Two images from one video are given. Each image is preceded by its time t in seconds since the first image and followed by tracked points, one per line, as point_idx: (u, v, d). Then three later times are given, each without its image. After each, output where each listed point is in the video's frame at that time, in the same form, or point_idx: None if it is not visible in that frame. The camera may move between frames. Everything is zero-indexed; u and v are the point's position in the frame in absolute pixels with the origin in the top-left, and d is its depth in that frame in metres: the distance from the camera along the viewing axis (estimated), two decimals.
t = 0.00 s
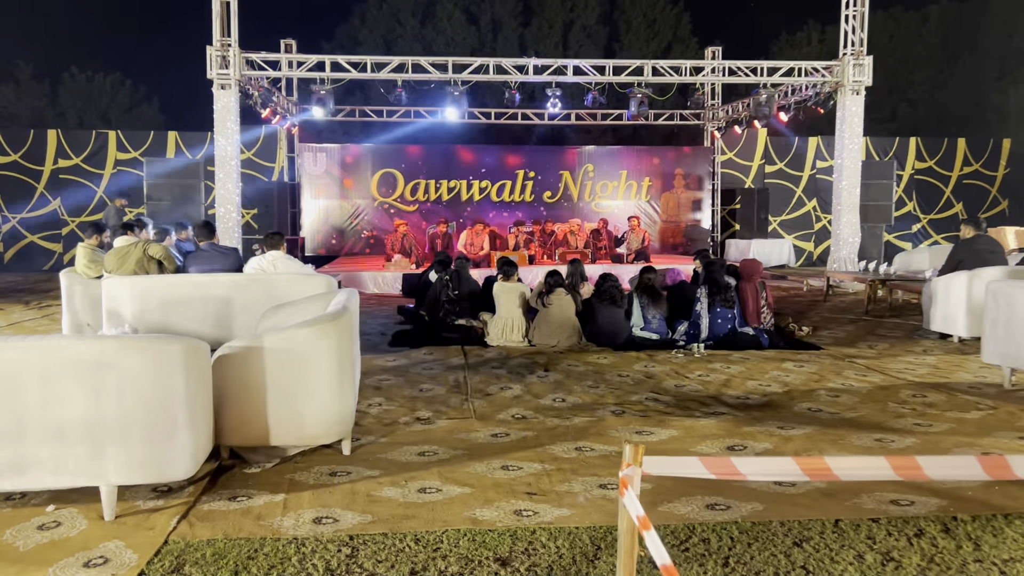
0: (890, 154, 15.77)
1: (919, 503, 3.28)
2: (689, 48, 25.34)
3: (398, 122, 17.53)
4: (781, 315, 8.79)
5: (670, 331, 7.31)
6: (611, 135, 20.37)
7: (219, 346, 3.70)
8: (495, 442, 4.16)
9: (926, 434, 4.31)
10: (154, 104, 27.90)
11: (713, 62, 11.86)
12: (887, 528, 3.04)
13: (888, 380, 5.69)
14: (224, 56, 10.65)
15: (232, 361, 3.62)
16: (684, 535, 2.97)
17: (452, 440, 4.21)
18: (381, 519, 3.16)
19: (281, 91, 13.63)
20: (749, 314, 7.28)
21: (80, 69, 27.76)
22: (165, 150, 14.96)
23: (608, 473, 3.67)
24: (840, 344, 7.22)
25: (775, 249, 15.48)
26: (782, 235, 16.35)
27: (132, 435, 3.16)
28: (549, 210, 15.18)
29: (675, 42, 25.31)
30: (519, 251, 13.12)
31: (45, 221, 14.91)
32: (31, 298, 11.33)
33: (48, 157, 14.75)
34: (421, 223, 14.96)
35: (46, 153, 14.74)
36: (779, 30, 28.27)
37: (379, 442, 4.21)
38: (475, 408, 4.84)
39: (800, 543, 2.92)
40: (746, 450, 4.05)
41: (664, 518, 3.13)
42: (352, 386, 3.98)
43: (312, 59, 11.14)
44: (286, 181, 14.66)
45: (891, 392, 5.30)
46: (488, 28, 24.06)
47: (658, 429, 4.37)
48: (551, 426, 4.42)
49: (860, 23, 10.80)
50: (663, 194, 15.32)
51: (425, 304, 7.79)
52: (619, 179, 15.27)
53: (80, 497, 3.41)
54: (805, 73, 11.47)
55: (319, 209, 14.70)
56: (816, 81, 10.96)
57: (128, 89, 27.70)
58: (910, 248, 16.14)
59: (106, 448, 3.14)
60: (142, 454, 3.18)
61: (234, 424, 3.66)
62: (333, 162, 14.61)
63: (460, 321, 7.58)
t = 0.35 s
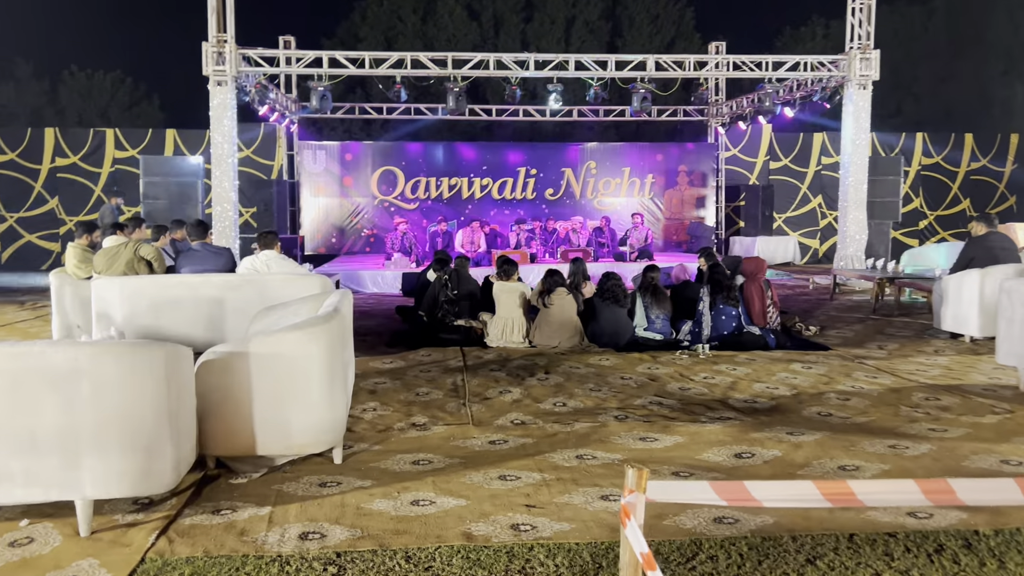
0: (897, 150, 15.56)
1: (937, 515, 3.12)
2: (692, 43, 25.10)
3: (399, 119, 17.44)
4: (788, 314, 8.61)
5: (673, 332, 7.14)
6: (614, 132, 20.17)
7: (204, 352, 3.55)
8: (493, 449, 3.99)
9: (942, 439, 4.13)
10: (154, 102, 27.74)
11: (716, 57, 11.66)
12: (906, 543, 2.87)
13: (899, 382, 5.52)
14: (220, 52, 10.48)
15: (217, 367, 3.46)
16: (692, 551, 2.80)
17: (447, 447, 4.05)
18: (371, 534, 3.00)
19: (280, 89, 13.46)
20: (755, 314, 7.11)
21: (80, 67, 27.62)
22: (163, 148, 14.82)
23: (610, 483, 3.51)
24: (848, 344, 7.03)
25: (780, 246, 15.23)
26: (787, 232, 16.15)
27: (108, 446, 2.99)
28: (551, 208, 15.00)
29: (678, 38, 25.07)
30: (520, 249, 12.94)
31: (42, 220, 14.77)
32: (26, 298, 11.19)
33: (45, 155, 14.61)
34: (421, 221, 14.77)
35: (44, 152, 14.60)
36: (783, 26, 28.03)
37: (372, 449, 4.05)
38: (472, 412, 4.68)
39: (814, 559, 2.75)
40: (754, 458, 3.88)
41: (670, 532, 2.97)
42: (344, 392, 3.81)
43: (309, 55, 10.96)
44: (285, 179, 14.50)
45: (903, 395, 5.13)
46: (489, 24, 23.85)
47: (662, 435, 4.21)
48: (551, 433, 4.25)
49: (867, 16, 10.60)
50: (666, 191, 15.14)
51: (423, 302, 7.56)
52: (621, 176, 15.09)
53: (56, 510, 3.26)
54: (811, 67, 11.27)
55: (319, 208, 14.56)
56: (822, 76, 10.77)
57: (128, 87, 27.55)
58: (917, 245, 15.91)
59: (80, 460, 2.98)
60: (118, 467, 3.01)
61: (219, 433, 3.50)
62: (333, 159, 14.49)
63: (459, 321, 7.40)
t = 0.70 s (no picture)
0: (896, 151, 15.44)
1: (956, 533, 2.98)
2: (689, 45, 25.03)
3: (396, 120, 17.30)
4: (789, 317, 8.47)
5: (675, 336, 7.09)
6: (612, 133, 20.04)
7: (188, 361, 3.40)
8: (491, 461, 3.85)
9: (956, 449, 3.99)
10: (150, 105, 27.60)
11: (716, 57, 11.54)
12: (924, 561, 2.73)
13: (907, 388, 5.38)
14: (213, 52, 10.33)
15: (203, 376, 3.32)
16: (702, 572, 2.66)
17: (443, 458, 3.90)
18: (362, 552, 2.85)
19: (275, 90, 13.31)
20: (758, 317, 6.92)
21: (75, 69, 27.47)
22: (157, 150, 14.67)
23: (612, 497, 3.37)
24: (854, 349, 6.89)
25: (779, 248, 15.04)
26: (787, 234, 16.02)
27: (86, 461, 2.84)
28: (549, 210, 14.86)
29: (675, 39, 24.99)
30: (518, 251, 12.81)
31: (35, 223, 14.60)
32: (17, 302, 11.02)
33: (38, 157, 14.45)
34: (418, 223, 14.62)
35: (36, 154, 14.44)
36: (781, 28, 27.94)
37: (365, 461, 3.90)
38: (469, 421, 4.53)
39: None
40: (761, 469, 3.74)
41: (678, 550, 2.82)
42: (335, 403, 3.67)
43: (304, 54, 10.81)
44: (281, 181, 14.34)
45: (912, 401, 4.99)
46: (486, 26, 23.74)
47: (666, 445, 4.07)
48: (550, 442, 4.11)
49: (869, 16, 10.51)
50: (665, 193, 15.02)
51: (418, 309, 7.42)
52: (620, 178, 14.96)
53: (31, 528, 3.10)
54: (811, 68, 11.17)
55: (315, 210, 14.41)
56: (823, 75, 10.66)
57: (124, 89, 27.42)
58: (918, 247, 15.81)
59: (56, 476, 2.83)
60: (97, 482, 2.86)
61: (204, 445, 3.36)
62: (329, 161, 14.35)
63: (456, 326, 7.23)
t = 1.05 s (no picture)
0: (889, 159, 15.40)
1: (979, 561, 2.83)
2: (679, 53, 24.99)
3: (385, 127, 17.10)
4: (786, 328, 8.33)
5: (671, 348, 6.96)
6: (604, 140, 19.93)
7: (165, 380, 3.21)
8: (486, 483, 3.66)
9: (969, 468, 3.85)
10: (136, 111, 27.24)
11: (710, 64, 11.44)
12: None
13: (911, 402, 5.24)
14: (199, 57, 10.13)
15: (181, 396, 3.13)
16: None
17: (435, 480, 3.72)
18: None
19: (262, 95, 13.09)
20: (756, 329, 6.79)
21: (60, 75, 27.08)
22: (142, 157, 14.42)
23: (615, 523, 3.19)
24: (854, 361, 6.76)
25: (773, 256, 15.03)
26: (780, 243, 15.94)
27: (52, 490, 2.65)
28: (541, 218, 14.70)
29: (666, 48, 24.94)
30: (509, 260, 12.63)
31: (16, 230, 14.28)
32: None
33: (20, 163, 14.15)
34: (409, 231, 14.43)
35: (18, 160, 14.14)
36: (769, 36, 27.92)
37: (353, 483, 3.71)
38: (462, 439, 4.35)
39: None
40: (769, 491, 3.58)
41: None
42: (321, 423, 3.48)
43: (292, 59, 10.61)
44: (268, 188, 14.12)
45: (917, 416, 4.86)
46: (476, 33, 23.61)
47: (669, 465, 3.90)
48: (548, 462, 3.93)
49: (862, 23, 10.47)
50: (658, 201, 14.91)
51: (411, 320, 7.22)
52: (612, 186, 14.83)
53: None
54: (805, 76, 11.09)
55: (303, 217, 14.20)
56: (817, 83, 10.57)
57: (109, 95, 27.03)
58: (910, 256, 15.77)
59: (21, 506, 2.64)
60: (64, 512, 2.67)
61: (182, 469, 3.17)
62: (317, 169, 14.15)
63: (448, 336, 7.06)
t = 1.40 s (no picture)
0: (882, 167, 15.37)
1: None
2: (671, 60, 24.98)
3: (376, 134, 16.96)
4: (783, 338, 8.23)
5: (666, 359, 6.80)
6: (596, 147, 19.84)
7: (141, 402, 3.03)
8: (479, 507, 3.51)
9: (980, 489, 3.72)
10: (125, 118, 26.97)
11: (703, 71, 11.34)
12: None
13: (914, 417, 5.12)
14: (185, 64, 9.98)
15: (158, 418, 2.95)
16: None
17: (426, 504, 3.57)
18: None
19: (251, 102, 12.94)
20: (753, 339, 6.62)
21: (48, 82, 26.78)
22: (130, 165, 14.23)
23: (614, 550, 3.04)
24: (854, 373, 6.64)
25: (766, 264, 14.93)
26: (773, 250, 15.87)
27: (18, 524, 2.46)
28: (533, 226, 14.59)
29: (657, 55, 24.93)
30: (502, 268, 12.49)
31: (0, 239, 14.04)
32: None
33: (5, 171, 13.94)
34: (400, 239, 14.27)
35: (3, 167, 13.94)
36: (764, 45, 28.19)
37: (340, 507, 3.56)
38: (454, 458, 4.19)
39: None
40: (773, 513, 3.44)
41: None
42: (306, 445, 3.31)
43: (280, 66, 10.44)
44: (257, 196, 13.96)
45: (922, 431, 4.74)
46: (468, 40, 23.53)
47: (668, 485, 3.76)
48: (543, 483, 3.79)
49: (856, 30, 10.41)
50: (651, 209, 14.82)
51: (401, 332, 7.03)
52: (605, 194, 14.73)
53: None
54: (799, 83, 11.03)
55: (293, 226, 14.04)
56: (811, 91, 10.49)
57: (97, 102, 26.73)
58: (904, 263, 15.73)
59: None
60: (31, 547, 2.48)
61: (160, 496, 2.98)
62: (307, 177, 14.00)
63: (437, 348, 6.89)
